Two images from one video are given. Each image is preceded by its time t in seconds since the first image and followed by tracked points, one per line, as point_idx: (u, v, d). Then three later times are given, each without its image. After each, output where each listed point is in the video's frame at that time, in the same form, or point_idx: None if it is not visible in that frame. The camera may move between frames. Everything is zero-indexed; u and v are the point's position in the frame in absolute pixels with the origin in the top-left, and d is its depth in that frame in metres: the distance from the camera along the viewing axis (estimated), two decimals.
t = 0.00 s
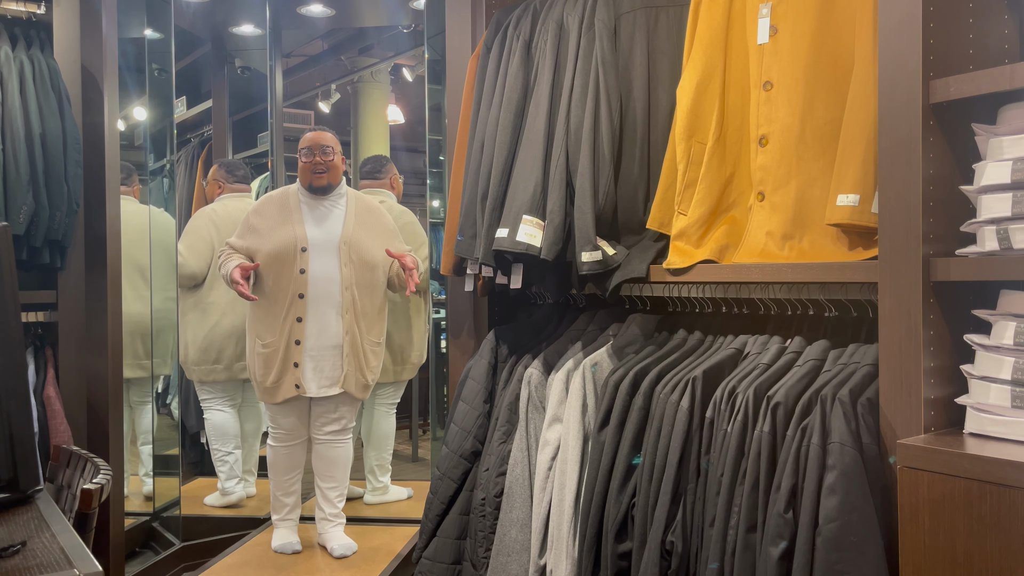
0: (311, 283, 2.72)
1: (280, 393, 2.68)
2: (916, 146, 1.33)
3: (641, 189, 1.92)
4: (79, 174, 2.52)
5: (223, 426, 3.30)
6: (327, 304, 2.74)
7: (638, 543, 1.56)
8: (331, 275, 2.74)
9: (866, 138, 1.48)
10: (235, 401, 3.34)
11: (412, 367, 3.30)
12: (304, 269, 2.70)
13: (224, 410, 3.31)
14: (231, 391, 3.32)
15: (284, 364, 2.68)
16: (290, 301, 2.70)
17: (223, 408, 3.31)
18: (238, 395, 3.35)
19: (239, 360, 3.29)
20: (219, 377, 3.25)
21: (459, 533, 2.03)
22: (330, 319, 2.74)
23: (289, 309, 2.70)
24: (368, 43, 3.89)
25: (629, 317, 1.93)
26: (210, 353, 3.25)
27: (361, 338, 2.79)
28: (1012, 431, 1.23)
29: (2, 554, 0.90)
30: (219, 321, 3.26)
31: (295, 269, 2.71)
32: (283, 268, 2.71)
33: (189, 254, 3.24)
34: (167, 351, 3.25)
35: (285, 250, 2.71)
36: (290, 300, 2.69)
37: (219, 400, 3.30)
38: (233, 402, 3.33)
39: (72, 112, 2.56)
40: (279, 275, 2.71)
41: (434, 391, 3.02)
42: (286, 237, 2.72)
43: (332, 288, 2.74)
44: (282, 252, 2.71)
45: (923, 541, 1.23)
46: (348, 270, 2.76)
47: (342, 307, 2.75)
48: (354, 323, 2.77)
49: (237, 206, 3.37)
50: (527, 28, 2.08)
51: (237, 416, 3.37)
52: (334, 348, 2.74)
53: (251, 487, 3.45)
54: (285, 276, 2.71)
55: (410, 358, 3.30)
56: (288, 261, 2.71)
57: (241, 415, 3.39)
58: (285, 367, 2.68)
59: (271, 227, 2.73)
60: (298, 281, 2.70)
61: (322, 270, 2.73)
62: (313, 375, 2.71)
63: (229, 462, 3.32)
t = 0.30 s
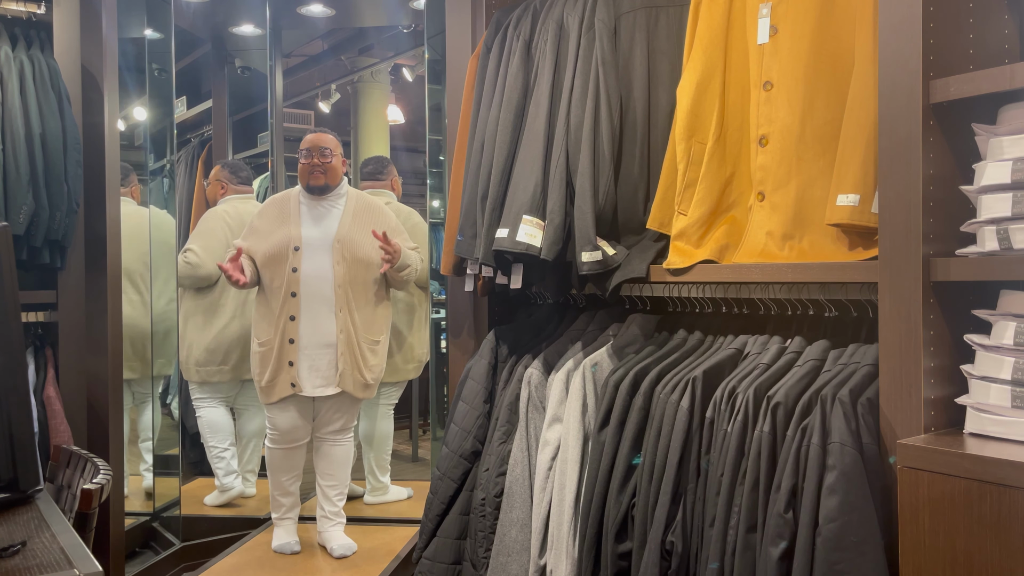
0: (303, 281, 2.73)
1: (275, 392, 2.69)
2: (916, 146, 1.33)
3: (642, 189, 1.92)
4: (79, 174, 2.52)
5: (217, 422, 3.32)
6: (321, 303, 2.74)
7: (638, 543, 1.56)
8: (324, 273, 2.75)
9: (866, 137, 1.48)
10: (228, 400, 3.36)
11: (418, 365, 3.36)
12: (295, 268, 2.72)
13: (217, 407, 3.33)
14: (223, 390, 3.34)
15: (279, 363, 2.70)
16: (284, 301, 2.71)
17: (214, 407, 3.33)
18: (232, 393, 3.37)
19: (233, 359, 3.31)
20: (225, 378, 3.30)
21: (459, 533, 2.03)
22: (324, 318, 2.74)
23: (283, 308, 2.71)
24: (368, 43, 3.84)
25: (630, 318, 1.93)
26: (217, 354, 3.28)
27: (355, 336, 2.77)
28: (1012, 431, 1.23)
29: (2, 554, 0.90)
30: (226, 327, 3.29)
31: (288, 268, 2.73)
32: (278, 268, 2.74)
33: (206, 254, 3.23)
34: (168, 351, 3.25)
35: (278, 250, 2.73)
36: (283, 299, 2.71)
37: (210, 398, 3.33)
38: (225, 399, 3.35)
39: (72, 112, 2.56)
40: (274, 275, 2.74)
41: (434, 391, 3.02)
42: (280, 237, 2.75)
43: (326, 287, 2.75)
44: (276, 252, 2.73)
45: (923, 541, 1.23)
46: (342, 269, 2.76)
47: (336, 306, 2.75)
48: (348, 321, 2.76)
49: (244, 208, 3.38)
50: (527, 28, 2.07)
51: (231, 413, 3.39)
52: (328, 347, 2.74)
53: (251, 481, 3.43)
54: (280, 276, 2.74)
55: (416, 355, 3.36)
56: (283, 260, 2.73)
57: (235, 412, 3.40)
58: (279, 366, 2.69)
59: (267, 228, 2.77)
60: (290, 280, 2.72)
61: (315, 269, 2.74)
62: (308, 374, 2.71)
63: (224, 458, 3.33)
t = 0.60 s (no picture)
0: (301, 283, 2.73)
1: (274, 392, 2.69)
2: (916, 146, 1.33)
3: (642, 189, 1.92)
4: (79, 175, 2.52)
5: (215, 422, 3.32)
6: (319, 304, 2.74)
7: (638, 543, 1.56)
8: (322, 274, 2.75)
9: (865, 137, 1.48)
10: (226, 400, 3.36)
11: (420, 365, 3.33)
12: (293, 269, 2.73)
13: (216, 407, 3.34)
14: (222, 389, 3.35)
15: (278, 364, 2.70)
16: (283, 302, 2.72)
17: (212, 407, 3.33)
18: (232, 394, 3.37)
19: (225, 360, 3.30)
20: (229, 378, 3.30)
21: (459, 533, 2.03)
22: (322, 319, 2.74)
23: (281, 309, 2.72)
24: (368, 43, 3.87)
25: (629, 318, 1.93)
26: (218, 355, 3.29)
27: (353, 336, 2.76)
28: (1012, 431, 1.23)
29: (2, 553, 0.90)
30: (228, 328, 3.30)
31: (286, 270, 2.74)
32: (278, 270, 2.75)
33: (212, 257, 3.27)
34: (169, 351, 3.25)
35: (277, 252, 2.75)
36: (281, 301, 2.72)
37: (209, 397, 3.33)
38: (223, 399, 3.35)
39: (72, 112, 2.56)
40: (274, 276, 2.75)
41: (434, 391, 3.02)
42: (279, 239, 2.76)
43: (324, 287, 2.74)
44: (275, 253, 2.74)
45: (923, 541, 1.23)
46: (339, 269, 2.75)
47: (334, 306, 2.74)
48: (346, 322, 2.75)
49: (246, 208, 3.38)
50: (526, 28, 2.08)
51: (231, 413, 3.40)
52: (325, 348, 2.73)
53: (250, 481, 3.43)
54: (279, 277, 2.75)
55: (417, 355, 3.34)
56: (282, 262, 2.75)
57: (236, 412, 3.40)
58: (278, 367, 2.70)
59: (267, 230, 2.78)
60: (288, 281, 2.72)
61: (313, 270, 2.74)
62: (306, 375, 2.71)
63: (224, 459, 3.33)
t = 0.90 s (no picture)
0: (305, 287, 2.73)
1: (278, 395, 2.69)
2: (916, 146, 1.33)
3: (642, 189, 1.92)
4: (79, 175, 2.52)
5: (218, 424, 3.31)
6: (323, 308, 2.74)
7: (638, 543, 1.56)
8: (326, 278, 2.75)
9: (866, 137, 1.48)
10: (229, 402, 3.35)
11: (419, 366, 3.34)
12: (298, 273, 2.72)
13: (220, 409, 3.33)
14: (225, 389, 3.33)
15: (281, 368, 2.70)
16: (286, 306, 2.72)
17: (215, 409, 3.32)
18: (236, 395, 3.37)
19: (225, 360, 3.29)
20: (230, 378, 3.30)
21: (459, 533, 2.03)
22: (326, 323, 2.75)
23: (285, 313, 2.72)
24: (368, 43, 3.88)
25: (629, 318, 1.93)
26: (220, 354, 3.28)
27: (357, 340, 2.77)
28: (1012, 431, 1.23)
29: (2, 553, 0.90)
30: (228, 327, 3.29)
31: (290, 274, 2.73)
32: (281, 273, 2.75)
33: (207, 254, 3.25)
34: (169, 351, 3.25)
35: (281, 255, 2.74)
36: (285, 305, 2.71)
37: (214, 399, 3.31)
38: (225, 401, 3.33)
39: (72, 112, 2.56)
40: (277, 280, 2.75)
41: (434, 391, 3.02)
42: (283, 242, 2.75)
43: (328, 292, 2.75)
44: (279, 257, 2.74)
45: (923, 541, 1.23)
46: (343, 273, 2.76)
47: (338, 311, 2.75)
48: (350, 326, 2.76)
49: (244, 208, 3.35)
50: (527, 28, 2.07)
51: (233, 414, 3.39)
52: (330, 352, 2.74)
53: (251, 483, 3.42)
54: (282, 281, 2.75)
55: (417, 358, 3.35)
56: (285, 265, 2.74)
57: (238, 413, 3.40)
58: (281, 371, 2.69)
59: (269, 232, 2.77)
60: (292, 286, 2.72)
61: (316, 274, 2.74)
62: (311, 379, 2.71)
63: (228, 460, 3.33)
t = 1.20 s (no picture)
0: (308, 290, 2.73)
1: (272, 397, 2.68)
2: (915, 147, 1.33)
3: (642, 189, 1.92)
4: (79, 175, 2.52)
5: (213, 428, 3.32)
6: (324, 311, 2.74)
7: (638, 543, 1.56)
8: (328, 282, 2.75)
9: (865, 137, 1.48)
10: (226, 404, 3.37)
11: (413, 369, 3.32)
12: (300, 276, 2.72)
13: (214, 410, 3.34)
14: (221, 391, 3.34)
15: (278, 369, 2.69)
16: (287, 308, 2.71)
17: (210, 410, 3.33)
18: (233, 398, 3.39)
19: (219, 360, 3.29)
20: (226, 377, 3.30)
21: (459, 533, 2.03)
22: (327, 326, 2.74)
23: (286, 315, 2.70)
24: (368, 43, 3.85)
25: (629, 318, 1.93)
26: (214, 353, 3.29)
27: (357, 344, 2.77)
28: (1012, 431, 1.23)
29: (2, 553, 0.90)
30: (224, 322, 3.29)
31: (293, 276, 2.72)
32: (281, 275, 2.73)
33: (205, 252, 3.25)
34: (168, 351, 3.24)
35: (283, 256, 2.72)
36: (286, 307, 2.70)
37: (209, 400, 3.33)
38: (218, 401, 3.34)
39: (72, 112, 2.56)
40: (277, 281, 2.73)
41: (434, 391, 3.02)
42: (285, 243, 2.73)
43: (330, 295, 2.75)
44: (281, 258, 2.72)
45: (923, 541, 1.23)
46: (346, 278, 2.76)
47: (339, 315, 2.75)
48: (351, 330, 2.76)
49: (242, 207, 3.36)
50: (527, 28, 2.08)
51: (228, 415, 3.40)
52: (330, 355, 2.73)
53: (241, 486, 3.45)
54: (283, 283, 2.73)
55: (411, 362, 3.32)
56: (287, 267, 2.72)
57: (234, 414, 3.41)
58: (278, 372, 2.68)
59: (271, 232, 2.75)
60: (293, 289, 2.71)
61: (318, 277, 2.74)
62: (307, 380, 2.70)
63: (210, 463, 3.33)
